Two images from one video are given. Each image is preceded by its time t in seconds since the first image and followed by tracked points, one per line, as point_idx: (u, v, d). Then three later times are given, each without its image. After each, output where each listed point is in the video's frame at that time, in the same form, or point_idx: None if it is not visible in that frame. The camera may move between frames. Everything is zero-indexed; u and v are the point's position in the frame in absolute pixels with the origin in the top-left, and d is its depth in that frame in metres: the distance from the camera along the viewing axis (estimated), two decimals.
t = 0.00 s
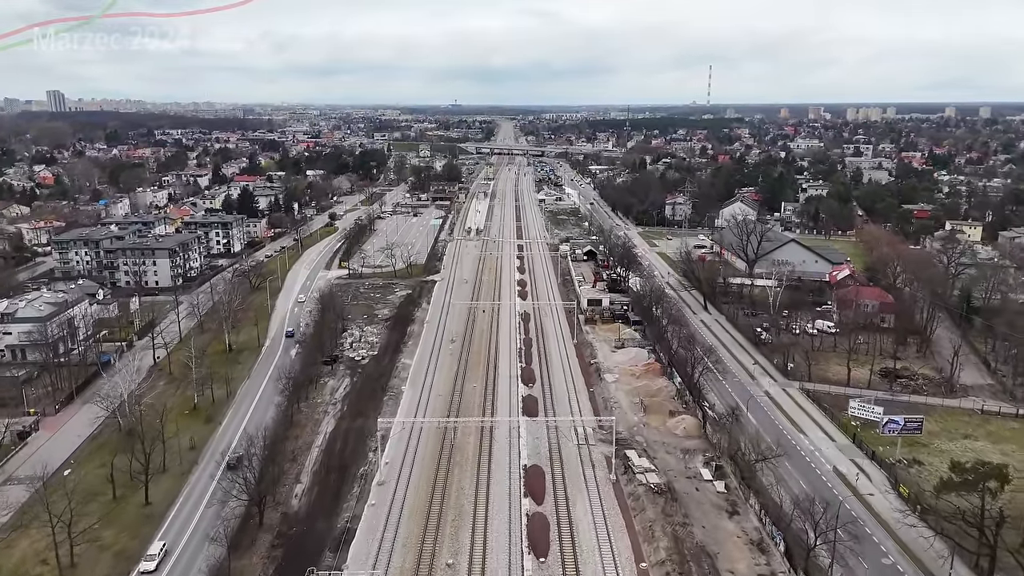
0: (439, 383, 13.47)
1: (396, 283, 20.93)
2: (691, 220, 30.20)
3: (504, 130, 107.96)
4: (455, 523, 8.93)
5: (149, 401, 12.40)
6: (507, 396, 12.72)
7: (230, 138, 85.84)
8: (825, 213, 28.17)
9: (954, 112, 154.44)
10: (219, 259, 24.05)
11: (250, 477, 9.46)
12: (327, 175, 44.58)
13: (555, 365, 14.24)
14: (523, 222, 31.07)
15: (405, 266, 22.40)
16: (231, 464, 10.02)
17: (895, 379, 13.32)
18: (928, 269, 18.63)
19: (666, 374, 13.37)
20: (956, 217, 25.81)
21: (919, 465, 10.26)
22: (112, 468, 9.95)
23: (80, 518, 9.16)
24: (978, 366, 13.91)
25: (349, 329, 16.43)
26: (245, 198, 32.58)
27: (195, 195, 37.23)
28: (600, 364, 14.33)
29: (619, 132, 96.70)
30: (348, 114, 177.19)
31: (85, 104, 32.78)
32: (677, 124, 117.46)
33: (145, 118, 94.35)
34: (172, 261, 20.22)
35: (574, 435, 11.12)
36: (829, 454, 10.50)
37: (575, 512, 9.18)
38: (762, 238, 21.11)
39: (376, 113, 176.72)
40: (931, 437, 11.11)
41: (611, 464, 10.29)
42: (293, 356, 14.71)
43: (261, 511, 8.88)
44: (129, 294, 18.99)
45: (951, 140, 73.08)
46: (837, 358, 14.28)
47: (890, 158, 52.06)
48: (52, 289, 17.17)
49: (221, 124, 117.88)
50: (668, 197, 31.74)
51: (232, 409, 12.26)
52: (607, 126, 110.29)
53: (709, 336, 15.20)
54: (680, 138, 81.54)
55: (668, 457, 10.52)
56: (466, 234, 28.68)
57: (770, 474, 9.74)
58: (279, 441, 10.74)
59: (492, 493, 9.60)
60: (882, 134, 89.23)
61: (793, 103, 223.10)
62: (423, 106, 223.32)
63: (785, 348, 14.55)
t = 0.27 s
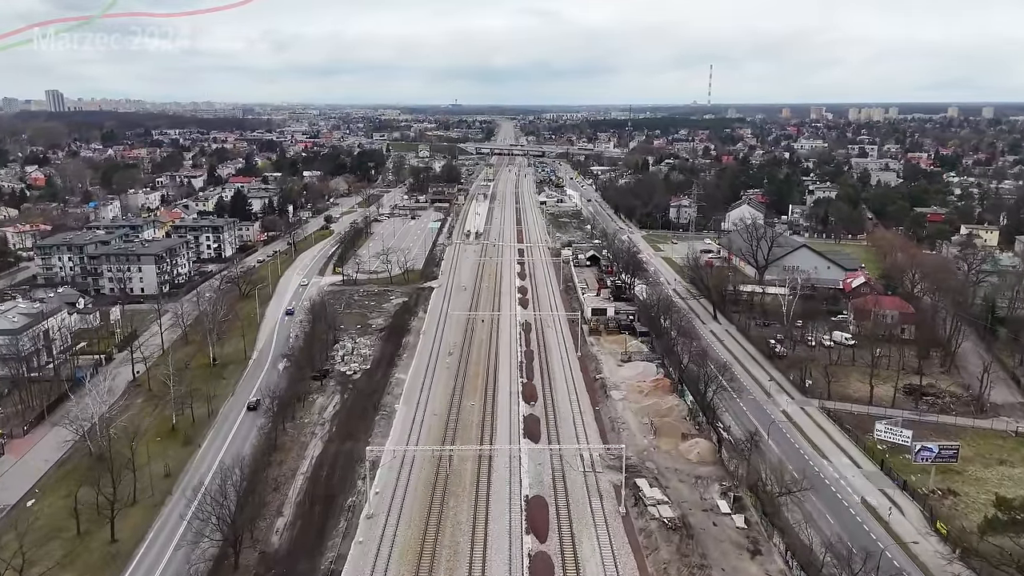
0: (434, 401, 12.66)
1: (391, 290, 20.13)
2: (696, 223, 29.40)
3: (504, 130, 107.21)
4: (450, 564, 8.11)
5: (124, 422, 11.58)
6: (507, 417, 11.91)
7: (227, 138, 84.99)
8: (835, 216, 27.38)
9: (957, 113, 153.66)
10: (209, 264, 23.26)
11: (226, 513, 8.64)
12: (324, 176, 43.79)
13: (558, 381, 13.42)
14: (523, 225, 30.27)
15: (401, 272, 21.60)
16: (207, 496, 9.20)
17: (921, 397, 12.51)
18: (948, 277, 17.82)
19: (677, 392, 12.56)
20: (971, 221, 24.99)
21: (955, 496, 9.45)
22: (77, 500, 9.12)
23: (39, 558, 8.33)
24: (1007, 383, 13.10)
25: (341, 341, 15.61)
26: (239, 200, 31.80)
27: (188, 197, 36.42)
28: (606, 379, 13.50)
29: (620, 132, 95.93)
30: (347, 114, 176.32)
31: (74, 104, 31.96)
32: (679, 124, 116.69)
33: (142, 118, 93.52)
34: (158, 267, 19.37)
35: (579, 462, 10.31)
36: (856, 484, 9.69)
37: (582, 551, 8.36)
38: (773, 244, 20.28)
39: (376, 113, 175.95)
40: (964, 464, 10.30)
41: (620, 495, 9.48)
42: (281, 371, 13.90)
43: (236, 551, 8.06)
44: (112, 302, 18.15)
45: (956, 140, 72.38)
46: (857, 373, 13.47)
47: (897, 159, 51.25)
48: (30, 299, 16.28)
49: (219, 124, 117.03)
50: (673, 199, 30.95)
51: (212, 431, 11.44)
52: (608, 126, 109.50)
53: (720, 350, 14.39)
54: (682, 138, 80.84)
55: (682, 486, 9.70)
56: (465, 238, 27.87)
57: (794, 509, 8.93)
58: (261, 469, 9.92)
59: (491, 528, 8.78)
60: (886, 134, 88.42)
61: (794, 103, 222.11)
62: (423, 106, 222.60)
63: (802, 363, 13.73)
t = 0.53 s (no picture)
0: (429, 421, 11.85)
1: (386, 298, 19.34)
2: (701, 227, 28.61)
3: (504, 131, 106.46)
4: None
5: (95, 446, 10.75)
6: (507, 441, 11.10)
7: (224, 138, 84.18)
8: (844, 220, 26.59)
9: (959, 113, 152.97)
10: (198, 270, 22.48)
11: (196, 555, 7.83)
12: (321, 177, 43.00)
13: (561, 399, 12.61)
14: (523, 228, 29.46)
15: (397, 278, 20.82)
16: (178, 533, 8.38)
17: (949, 417, 11.70)
18: (969, 286, 17.01)
19: (688, 412, 11.75)
20: (986, 226, 24.20)
21: (996, 532, 8.63)
22: (34, 538, 8.28)
23: None
24: None
25: (331, 354, 14.81)
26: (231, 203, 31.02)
27: (180, 199, 35.60)
28: (612, 397, 12.70)
29: (621, 133, 95.15)
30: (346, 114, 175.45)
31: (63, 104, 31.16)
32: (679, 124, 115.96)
33: (139, 119, 92.69)
34: (143, 274, 18.55)
35: (585, 494, 9.50)
36: (888, 518, 8.88)
37: None
38: (783, 250, 19.48)
39: (375, 113, 175.20)
40: (1003, 495, 9.49)
41: (630, 532, 8.66)
42: (267, 387, 13.08)
43: None
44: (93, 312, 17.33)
45: (961, 141, 71.64)
46: (879, 391, 12.66)
47: (903, 161, 50.50)
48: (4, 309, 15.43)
49: (217, 124, 116.17)
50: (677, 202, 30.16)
51: (189, 456, 10.62)
52: (608, 126, 108.78)
53: (733, 365, 13.57)
54: (683, 139, 80.15)
55: (698, 521, 8.89)
56: (463, 242, 27.07)
57: (823, 550, 8.13)
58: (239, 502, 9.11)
59: (489, 570, 7.96)
60: (889, 135, 87.77)
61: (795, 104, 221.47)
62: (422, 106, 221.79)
63: (820, 379, 12.93)
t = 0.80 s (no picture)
0: (422, 445, 11.05)
1: (381, 306, 18.54)
2: (706, 231, 27.82)
3: (504, 131, 105.72)
4: None
5: (60, 475, 9.94)
6: (506, 468, 10.28)
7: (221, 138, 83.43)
8: (854, 224, 25.81)
9: (961, 114, 152.33)
10: (186, 276, 21.69)
11: None
12: (317, 179, 42.22)
13: (564, 419, 11.79)
14: (523, 232, 28.69)
15: (392, 286, 20.05)
16: None
17: (981, 440, 10.88)
18: (991, 295, 16.21)
19: (701, 435, 10.94)
20: (1001, 230, 23.42)
21: None
22: None
23: None
24: None
25: (321, 369, 14.00)
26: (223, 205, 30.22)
27: (173, 201, 34.81)
28: (617, 416, 11.90)
29: (622, 133, 94.42)
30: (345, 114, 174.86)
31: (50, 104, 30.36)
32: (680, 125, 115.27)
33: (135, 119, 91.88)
34: (126, 282, 17.74)
35: (591, 530, 8.67)
36: (925, 560, 8.05)
37: None
38: (795, 256, 18.68)
39: (374, 113, 174.55)
40: None
41: None
42: (250, 406, 12.27)
43: None
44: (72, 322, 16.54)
45: (966, 141, 70.99)
46: (904, 410, 11.84)
47: (908, 162, 49.78)
48: None
49: (214, 125, 115.36)
50: (681, 205, 29.39)
51: (161, 485, 9.80)
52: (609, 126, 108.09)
53: (746, 383, 12.75)
54: (685, 139, 79.42)
55: (715, 562, 8.06)
56: (462, 246, 26.29)
57: None
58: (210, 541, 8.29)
59: None
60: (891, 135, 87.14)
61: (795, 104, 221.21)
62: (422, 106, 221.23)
63: (840, 397, 12.12)
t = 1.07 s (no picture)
0: (416, 471, 10.25)
1: (375, 316, 17.72)
2: (712, 235, 26.97)
3: (504, 131, 104.91)
4: None
5: (22, 507, 9.14)
6: (506, 499, 9.47)
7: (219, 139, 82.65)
8: (866, 228, 25.00)
9: (964, 113, 151.48)
10: (175, 283, 20.88)
11: None
12: (314, 181, 41.40)
13: (569, 444, 10.98)
14: (524, 235, 27.85)
15: (388, 293, 19.24)
16: None
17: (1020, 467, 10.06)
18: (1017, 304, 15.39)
19: (716, 461, 10.13)
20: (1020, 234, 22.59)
21: None
22: None
23: None
24: None
25: (309, 386, 13.18)
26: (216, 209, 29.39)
27: (166, 203, 34.04)
28: (626, 438, 11.09)
29: (623, 133, 93.55)
30: (346, 114, 174.21)
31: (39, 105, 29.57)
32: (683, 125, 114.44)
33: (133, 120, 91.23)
34: (108, 291, 16.94)
35: None
36: None
37: None
38: (808, 263, 17.87)
39: (375, 113, 173.87)
40: None
41: None
42: (232, 428, 11.45)
43: None
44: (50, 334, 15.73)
45: (972, 141, 70.15)
46: (933, 432, 11.03)
47: (917, 162, 48.98)
48: None
49: (213, 125, 114.62)
50: (687, 208, 28.55)
51: (131, 519, 9.00)
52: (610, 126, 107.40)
53: (763, 403, 11.95)
54: (688, 139, 78.63)
55: None
56: (461, 251, 25.50)
57: None
58: None
59: None
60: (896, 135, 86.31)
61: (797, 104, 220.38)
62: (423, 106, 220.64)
63: (865, 419, 11.31)
